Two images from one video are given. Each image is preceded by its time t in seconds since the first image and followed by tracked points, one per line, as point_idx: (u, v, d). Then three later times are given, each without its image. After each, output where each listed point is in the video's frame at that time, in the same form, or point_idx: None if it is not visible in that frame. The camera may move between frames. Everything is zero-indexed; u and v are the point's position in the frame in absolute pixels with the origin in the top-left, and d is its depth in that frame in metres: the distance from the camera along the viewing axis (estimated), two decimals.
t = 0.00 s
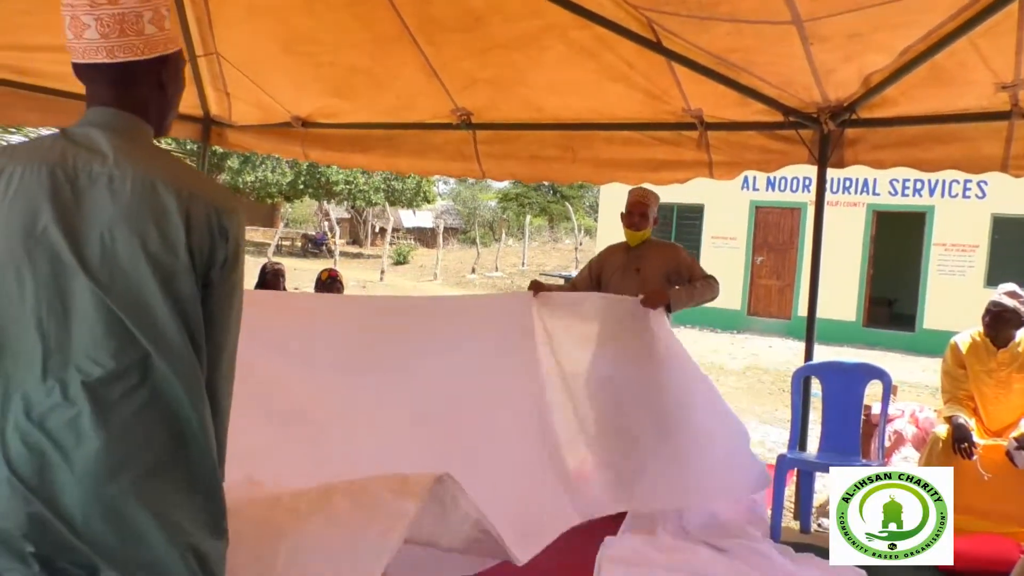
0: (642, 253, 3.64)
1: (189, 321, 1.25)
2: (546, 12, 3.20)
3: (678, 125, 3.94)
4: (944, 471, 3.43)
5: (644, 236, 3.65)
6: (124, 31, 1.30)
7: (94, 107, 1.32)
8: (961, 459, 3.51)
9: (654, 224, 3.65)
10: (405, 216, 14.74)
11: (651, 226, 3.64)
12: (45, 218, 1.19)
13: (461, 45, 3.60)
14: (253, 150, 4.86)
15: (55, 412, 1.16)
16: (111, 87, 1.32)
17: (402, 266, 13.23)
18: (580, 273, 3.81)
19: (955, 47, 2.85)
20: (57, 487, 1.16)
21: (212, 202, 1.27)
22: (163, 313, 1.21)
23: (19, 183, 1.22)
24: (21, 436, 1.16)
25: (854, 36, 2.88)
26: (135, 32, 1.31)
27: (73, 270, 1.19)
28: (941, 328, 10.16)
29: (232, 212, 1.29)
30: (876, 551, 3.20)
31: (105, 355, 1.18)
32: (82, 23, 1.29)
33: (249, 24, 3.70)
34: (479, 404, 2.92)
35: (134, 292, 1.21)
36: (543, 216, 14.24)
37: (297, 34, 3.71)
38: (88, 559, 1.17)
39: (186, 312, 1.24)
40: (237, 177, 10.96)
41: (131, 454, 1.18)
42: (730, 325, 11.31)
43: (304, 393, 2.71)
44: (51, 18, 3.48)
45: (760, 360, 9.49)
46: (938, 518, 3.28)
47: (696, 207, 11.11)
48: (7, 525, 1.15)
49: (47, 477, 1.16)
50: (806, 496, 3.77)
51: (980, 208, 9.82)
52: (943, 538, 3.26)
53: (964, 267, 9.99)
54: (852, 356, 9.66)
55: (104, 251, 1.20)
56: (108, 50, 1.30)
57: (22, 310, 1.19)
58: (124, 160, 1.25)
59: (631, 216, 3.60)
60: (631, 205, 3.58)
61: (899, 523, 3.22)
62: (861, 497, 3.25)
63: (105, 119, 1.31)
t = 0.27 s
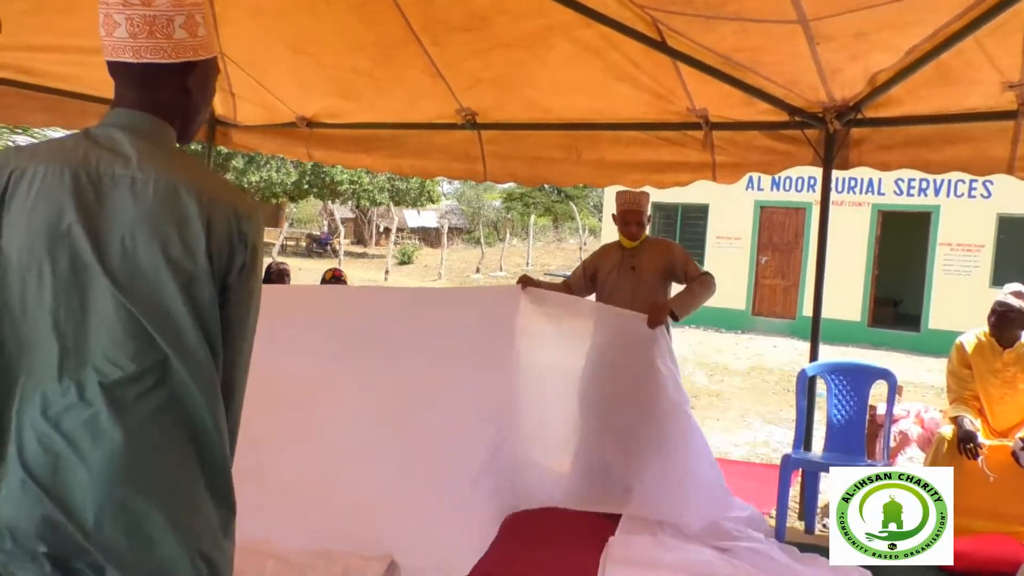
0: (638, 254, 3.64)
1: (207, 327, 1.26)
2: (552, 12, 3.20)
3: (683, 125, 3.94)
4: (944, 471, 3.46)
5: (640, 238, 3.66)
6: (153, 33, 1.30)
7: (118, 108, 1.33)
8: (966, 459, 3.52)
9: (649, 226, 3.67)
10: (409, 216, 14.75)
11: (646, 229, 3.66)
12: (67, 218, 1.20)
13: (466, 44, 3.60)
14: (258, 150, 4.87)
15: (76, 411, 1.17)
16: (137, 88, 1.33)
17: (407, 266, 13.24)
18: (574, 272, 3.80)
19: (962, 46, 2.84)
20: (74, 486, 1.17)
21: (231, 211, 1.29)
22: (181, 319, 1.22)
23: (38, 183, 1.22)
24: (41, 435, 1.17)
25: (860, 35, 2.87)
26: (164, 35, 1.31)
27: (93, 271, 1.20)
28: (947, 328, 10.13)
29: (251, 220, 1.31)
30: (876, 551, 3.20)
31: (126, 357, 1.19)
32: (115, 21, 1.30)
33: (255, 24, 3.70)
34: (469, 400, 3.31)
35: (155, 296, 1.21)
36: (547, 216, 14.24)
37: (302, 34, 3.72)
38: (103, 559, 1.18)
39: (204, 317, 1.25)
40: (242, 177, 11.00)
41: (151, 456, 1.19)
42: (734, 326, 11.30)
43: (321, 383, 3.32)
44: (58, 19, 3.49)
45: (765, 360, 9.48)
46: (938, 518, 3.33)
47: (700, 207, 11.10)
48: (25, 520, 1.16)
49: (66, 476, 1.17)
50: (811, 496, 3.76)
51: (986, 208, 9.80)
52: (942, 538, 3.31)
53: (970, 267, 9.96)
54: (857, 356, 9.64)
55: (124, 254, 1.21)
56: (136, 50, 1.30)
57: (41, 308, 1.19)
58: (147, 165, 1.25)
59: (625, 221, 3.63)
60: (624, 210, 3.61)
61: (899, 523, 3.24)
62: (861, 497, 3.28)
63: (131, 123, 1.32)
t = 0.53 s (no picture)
0: (645, 260, 3.65)
1: (227, 319, 1.34)
2: (556, 12, 3.20)
3: (688, 125, 3.94)
4: (944, 471, 3.44)
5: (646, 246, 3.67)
6: (153, 41, 1.33)
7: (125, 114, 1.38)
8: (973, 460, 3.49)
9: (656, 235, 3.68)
10: (414, 215, 14.76)
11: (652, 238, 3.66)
12: (88, 229, 1.26)
13: (471, 45, 3.61)
14: (262, 150, 4.87)
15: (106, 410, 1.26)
16: (139, 94, 1.36)
17: (411, 265, 13.24)
18: (578, 266, 3.75)
19: (967, 45, 2.83)
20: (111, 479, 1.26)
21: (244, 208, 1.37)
22: (203, 316, 1.31)
23: (53, 196, 1.27)
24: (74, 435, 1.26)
25: (865, 35, 2.87)
26: (164, 43, 1.33)
27: (116, 279, 1.27)
28: (952, 328, 10.11)
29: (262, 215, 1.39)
30: (876, 551, 3.21)
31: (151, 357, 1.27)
32: (120, 30, 1.34)
33: (259, 25, 3.70)
34: (472, 398, 3.26)
35: (176, 298, 1.29)
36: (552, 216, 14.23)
37: (306, 34, 3.72)
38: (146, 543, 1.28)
39: (224, 311, 1.33)
40: (247, 177, 11.03)
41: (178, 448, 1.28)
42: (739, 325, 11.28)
43: (316, 382, 3.19)
44: (63, 19, 3.50)
45: (770, 360, 9.47)
46: (937, 518, 3.30)
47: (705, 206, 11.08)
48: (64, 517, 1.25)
49: (100, 472, 1.26)
50: (816, 497, 3.76)
51: (992, 208, 9.76)
52: (943, 538, 3.27)
53: (975, 267, 9.93)
54: (862, 356, 9.62)
55: (145, 261, 1.28)
56: (137, 57, 1.34)
57: (69, 315, 1.27)
58: (158, 172, 1.31)
59: (631, 231, 3.61)
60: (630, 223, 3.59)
61: (899, 523, 3.25)
62: (861, 496, 3.31)
63: (138, 130, 1.36)
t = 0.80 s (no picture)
0: (657, 261, 3.64)
1: (288, 320, 1.45)
2: (559, 12, 3.20)
3: (690, 125, 3.94)
4: (945, 471, 3.43)
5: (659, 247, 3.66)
6: (203, 67, 1.44)
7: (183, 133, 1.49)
8: (977, 461, 3.48)
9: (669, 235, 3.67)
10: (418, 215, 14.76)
11: (666, 240, 3.65)
12: (160, 238, 1.38)
13: (473, 45, 3.61)
14: (265, 151, 4.88)
15: (177, 405, 1.37)
16: (193, 117, 1.47)
17: (414, 265, 13.25)
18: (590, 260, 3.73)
19: (971, 45, 2.83)
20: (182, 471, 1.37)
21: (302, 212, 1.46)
22: (265, 316, 1.41)
23: (128, 211, 1.40)
24: (148, 429, 1.37)
25: (868, 34, 2.86)
26: (213, 68, 1.44)
27: (186, 283, 1.38)
28: (956, 328, 10.08)
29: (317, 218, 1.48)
30: (876, 551, 3.16)
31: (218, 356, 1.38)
32: (170, 59, 1.45)
33: (262, 25, 3.71)
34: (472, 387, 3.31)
35: (238, 299, 1.40)
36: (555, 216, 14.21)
37: (309, 34, 3.73)
38: (216, 530, 1.39)
39: (282, 306, 1.43)
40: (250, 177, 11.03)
41: (243, 440, 1.38)
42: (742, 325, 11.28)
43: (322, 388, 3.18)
44: (66, 18, 3.50)
45: (773, 360, 9.45)
46: (937, 518, 3.30)
47: (708, 207, 11.08)
48: (143, 506, 1.37)
49: (171, 464, 1.37)
50: (819, 497, 3.76)
51: (995, 208, 9.74)
52: (943, 539, 3.23)
53: (979, 267, 9.90)
54: (865, 356, 9.60)
55: (211, 265, 1.39)
56: (189, 84, 1.44)
57: (143, 319, 1.39)
58: (218, 182, 1.42)
59: (646, 234, 3.60)
60: (644, 226, 3.58)
61: (899, 523, 3.22)
62: (861, 497, 3.29)
63: (194, 146, 1.47)
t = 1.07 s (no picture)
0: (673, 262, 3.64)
1: (422, 337, 1.53)
2: (564, 12, 3.20)
3: (694, 125, 3.94)
4: (945, 471, 3.42)
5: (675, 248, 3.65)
6: (348, 124, 1.55)
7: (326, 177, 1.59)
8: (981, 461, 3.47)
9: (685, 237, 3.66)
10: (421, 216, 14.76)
11: (683, 242, 3.65)
12: (315, 263, 1.46)
13: (477, 44, 3.61)
14: (269, 151, 4.89)
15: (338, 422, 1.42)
16: (336, 164, 1.57)
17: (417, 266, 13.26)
18: (599, 255, 3.72)
19: (976, 44, 2.83)
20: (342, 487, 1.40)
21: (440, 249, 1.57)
22: (411, 342, 1.49)
23: (282, 240, 1.48)
24: (309, 445, 1.41)
25: (873, 34, 2.86)
26: (356, 124, 1.55)
27: (336, 300, 1.45)
28: (960, 328, 10.07)
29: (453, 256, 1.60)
30: (876, 551, 3.16)
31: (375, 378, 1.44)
32: (316, 120, 1.55)
33: (266, 25, 3.72)
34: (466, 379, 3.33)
35: (390, 323, 1.47)
36: (558, 216, 14.20)
37: (313, 34, 3.73)
38: (365, 545, 1.43)
39: (419, 324, 1.52)
40: (254, 177, 11.04)
41: (394, 452, 1.44)
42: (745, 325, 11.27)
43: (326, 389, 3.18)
44: (72, 18, 3.51)
45: (775, 360, 9.45)
46: (938, 518, 3.28)
47: (711, 207, 11.08)
48: (296, 515, 1.41)
49: (324, 476, 1.40)
50: (823, 497, 3.76)
51: (999, 207, 9.73)
52: (943, 539, 3.21)
53: (983, 267, 9.88)
54: (868, 356, 9.59)
55: (359, 284, 1.47)
56: (335, 140, 1.55)
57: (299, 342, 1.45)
58: (361, 212, 1.52)
59: (663, 235, 3.59)
60: (663, 228, 3.57)
61: (899, 523, 3.20)
62: (861, 496, 3.26)
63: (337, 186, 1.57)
